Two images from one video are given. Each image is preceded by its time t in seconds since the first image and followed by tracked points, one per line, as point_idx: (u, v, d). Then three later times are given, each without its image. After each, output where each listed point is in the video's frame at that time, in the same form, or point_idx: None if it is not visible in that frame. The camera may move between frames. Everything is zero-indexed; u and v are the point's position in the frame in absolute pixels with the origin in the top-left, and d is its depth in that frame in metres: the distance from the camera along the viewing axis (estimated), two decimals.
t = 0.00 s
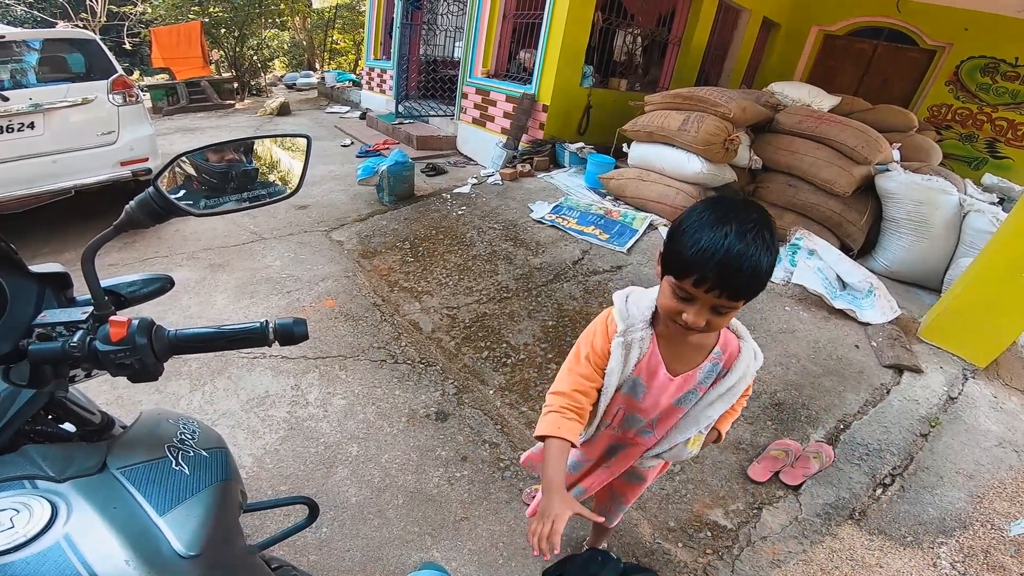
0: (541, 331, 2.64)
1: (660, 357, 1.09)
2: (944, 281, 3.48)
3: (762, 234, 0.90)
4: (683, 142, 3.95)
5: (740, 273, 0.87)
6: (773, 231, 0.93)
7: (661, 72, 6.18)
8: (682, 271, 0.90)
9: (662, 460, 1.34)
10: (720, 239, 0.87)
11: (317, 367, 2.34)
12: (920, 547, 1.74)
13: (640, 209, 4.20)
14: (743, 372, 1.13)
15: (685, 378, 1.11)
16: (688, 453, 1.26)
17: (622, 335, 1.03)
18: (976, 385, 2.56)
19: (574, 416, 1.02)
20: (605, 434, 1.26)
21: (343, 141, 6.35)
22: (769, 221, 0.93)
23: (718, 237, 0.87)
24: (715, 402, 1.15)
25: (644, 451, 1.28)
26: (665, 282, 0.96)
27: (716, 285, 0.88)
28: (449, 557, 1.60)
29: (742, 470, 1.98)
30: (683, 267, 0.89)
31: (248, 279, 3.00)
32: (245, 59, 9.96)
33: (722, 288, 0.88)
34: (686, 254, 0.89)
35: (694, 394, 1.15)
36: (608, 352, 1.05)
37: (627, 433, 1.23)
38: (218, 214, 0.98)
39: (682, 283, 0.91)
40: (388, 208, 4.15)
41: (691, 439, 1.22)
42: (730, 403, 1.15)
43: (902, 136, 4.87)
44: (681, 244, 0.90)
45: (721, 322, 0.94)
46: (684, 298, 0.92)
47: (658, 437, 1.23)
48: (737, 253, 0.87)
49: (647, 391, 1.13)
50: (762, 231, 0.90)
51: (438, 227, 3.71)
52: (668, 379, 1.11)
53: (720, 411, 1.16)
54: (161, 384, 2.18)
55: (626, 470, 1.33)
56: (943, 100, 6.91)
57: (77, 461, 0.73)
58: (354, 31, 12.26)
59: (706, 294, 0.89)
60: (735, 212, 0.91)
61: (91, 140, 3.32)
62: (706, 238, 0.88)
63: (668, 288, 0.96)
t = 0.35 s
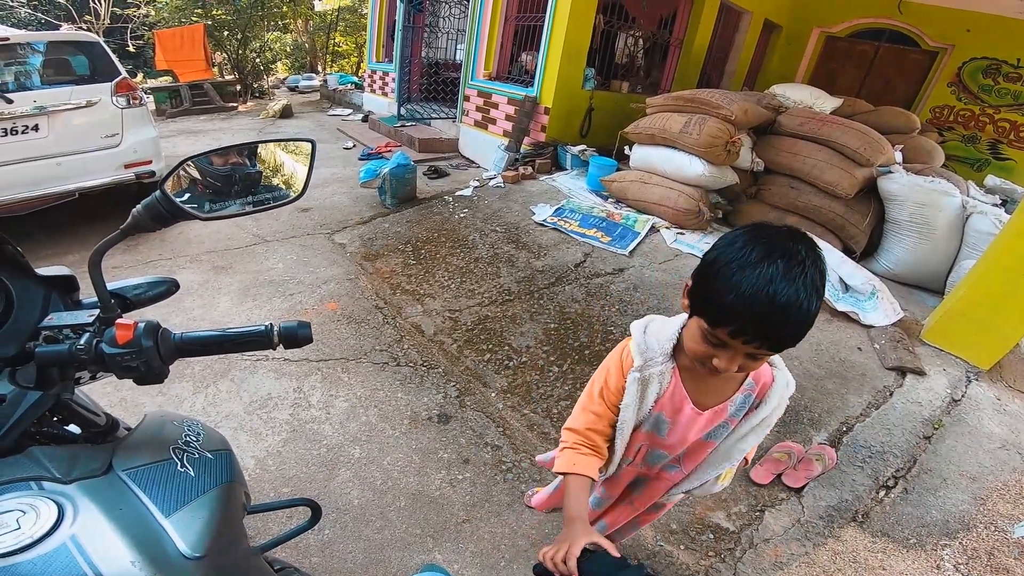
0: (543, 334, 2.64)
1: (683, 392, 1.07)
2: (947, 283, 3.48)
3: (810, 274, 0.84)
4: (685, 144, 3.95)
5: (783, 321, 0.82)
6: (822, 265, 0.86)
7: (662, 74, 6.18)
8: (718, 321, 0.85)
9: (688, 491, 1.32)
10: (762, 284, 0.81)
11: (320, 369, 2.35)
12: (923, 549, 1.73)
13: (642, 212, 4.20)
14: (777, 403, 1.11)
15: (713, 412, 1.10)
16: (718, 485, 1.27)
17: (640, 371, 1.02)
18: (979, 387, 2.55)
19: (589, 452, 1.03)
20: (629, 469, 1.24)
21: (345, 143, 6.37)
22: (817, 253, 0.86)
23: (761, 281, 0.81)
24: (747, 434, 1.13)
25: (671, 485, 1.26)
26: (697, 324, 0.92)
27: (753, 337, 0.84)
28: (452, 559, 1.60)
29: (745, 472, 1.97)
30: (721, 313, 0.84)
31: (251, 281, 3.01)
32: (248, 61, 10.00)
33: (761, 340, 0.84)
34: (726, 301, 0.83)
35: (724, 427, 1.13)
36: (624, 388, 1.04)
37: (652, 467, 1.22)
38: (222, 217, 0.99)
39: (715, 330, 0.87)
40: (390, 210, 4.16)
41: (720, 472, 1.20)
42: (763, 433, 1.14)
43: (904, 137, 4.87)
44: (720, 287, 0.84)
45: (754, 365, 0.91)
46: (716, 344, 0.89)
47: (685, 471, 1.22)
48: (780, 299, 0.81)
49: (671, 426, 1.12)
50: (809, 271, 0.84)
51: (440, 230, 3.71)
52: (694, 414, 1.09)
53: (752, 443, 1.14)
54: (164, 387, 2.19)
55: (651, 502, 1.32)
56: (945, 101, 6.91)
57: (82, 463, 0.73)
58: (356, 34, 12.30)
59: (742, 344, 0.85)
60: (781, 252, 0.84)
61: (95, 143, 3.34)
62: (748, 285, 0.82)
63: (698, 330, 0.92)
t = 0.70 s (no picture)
0: (544, 334, 2.63)
1: (693, 403, 1.06)
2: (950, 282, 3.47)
3: (845, 295, 0.83)
4: (686, 143, 3.94)
5: (812, 341, 0.81)
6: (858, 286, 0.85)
7: (663, 74, 6.17)
8: (745, 335, 0.84)
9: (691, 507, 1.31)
10: (792, 301, 0.80)
11: (321, 369, 2.35)
12: (926, 549, 1.72)
13: (643, 211, 4.20)
14: (792, 421, 1.11)
15: (725, 426, 1.09)
16: (725, 502, 1.26)
17: (648, 375, 1.02)
18: (982, 387, 2.54)
19: (585, 446, 1.03)
20: (632, 481, 1.24)
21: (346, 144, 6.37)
22: (854, 272, 0.85)
23: (791, 297, 0.81)
24: (757, 451, 1.13)
25: (674, 499, 1.25)
26: (718, 334, 0.91)
27: (782, 355, 0.83)
28: (452, 560, 1.59)
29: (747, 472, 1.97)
30: (749, 328, 0.83)
31: (252, 281, 3.00)
32: (249, 62, 10.01)
33: (789, 358, 0.83)
34: (753, 316, 0.82)
35: (735, 443, 1.12)
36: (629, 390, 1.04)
37: (655, 480, 1.21)
38: (222, 216, 0.99)
39: (738, 344, 0.86)
40: (391, 210, 4.16)
41: (727, 488, 1.20)
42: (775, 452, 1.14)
43: (906, 137, 4.86)
44: (748, 302, 0.83)
45: (773, 380, 0.90)
46: (737, 358, 0.88)
47: (691, 486, 1.21)
48: (814, 317, 0.80)
49: (678, 438, 1.11)
50: (845, 291, 0.83)
51: (441, 229, 3.71)
52: (704, 427, 1.09)
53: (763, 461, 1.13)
54: (165, 386, 2.19)
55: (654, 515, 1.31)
56: (947, 101, 6.89)
57: (80, 462, 0.73)
58: (356, 34, 12.30)
59: (765, 359, 0.84)
60: (817, 270, 0.82)
61: (96, 143, 3.34)
62: (780, 303, 0.81)
63: (719, 342, 0.92)
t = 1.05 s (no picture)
0: (546, 331, 2.63)
1: (704, 399, 1.07)
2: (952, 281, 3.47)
3: (854, 287, 0.82)
4: (687, 141, 3.93)
5: (813, 327, 0.81)
6: (870, 281, 0.85)
7: (665, 72, 6.16)
8: (746, 315, 0.85)
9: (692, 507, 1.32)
10: (795, 286, 0.81)
11: (323, 366, 2.35)
12: (927, 547, 1.72)
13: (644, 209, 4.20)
14: (799, 423, 1.12)
15: (733, 424, 1.09)
16: (728, 502, 1.27)
17: (661, 367, 1.02)
18: (984, 385, 2.54)
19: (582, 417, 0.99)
20: (636, 477, 1.24)
21: (347, 142, 6.37)
22: (867, 269, 0.85)
23: (794, 283, 0.81)
24: (763, 451, 1.13)
25: (678, 497, 1.26)
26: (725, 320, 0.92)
27: (783, 340, 0.83)
28: (453, 557, 1.59)
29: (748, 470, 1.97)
30: (750, 308, 0.84)
31: (253, 279, 3.01)
32: (250, 60, 10.01)
33: (789, 342, 0.83)
34: (754, 297, 0.84)
35: (742, 442, 1.13)
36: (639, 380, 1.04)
37: (660, 477, 1.21)
38: (225, 213, 0.99)
39: (743, 326, 0.87)
40: (392, 208, 4.16)
41: (731, 488, 1.20)
42: (780, 453, 1.15)
43: (908, 135, 4.86)
44: (751, 283, 0.85)
45: (777, 373, 0.90)
46: (742, 343, 0.88)
47: (695, 483, 1.22)
48: (816, 303, 0.80)
49: (686, 434, 1.11)
50: (854, 284, 0.82)
51: (442, 227, 3.71)
52: (713, 424, 1.09)
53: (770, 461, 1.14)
54: (167, 384, 2.19)
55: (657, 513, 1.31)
56: (949, 99, 6.87)
57: (82, 460, 0.73)
58: (357, 32, 12.27)
59: (768, 343, 0.84)
60: (826, 261, 0.82)
61: (97, 141, 3.34)
62: (782, 286, 0.82)
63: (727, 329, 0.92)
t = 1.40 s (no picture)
0: (547, 330, 2.64)
1: (704, 394, 1.09)
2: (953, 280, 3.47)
3: (848, 268, 0.88)
4: (689, 140, 3.94)
5: (806, 295, 0.85)
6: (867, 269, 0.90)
7: (666, 70, 6.14)
8: (744, 282, 0.90)
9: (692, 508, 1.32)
10: (789, 256, 0.87)
11: (325, 364, 2.36)
12: (927, 546, 1.73)
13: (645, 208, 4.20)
14: (800, 422, 1.12)
15: (733, 421, 1.11)
16: (729, 502, 1.26)
17: (663, 358, 1.05)
18: (985, 384, 2.54)
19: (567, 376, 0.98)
20: (637, 473, 1.26)
21: (348, 140, 6.37)
22: (864, 259, 0.91)
23: (789, 254, 0.87)
24: (764, 450, 1.14)
25: (678, 497, 1.26)
26: (725, 299, 0.96)
27: (779, 305, 0.86)
28: (456, 555, 1.60)
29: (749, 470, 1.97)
30: (746, 275, 0.90)
31: (255, 277, 3.01)
32: (251, 59, 10.00)
33: (781, 307, 0.86)
34: (750, 265, 0.90)
35: (743, 441, 1.14)
36: (641, 369, 1.08)
37: (660, 474, 1.23)
38: (228, 211, 0.99)
39: (741, 297, 0.90)
40: (393, 206, 4.16)
41: (731, 488, 1.20)
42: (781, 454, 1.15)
43: (910, 134, 4.85)
44: (747, 256, 0.92)
45: (771, 355, 0.91)
46: (738, 316, 0.91)
47: (695, 482, 1.22)
48: (812, 270, 0.86)
49: (686, 429, 1.14)
50: (848, 265, 0.88)
51: (444, 226, 3.71)
52: (713, 419, 1.11)
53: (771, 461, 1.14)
54: (170, 382, 2.20)
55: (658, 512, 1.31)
56: (951, 98, 6.86)
57: (89, 457, 0.73)
58: (358, 30, 12.25)
59: (765, 311, 0.87)
60: (822, 240, 0.89)
61: (100, 140, 3.35)
62: (777, 255, 0.88)
63: (724, 307, 0.96)
